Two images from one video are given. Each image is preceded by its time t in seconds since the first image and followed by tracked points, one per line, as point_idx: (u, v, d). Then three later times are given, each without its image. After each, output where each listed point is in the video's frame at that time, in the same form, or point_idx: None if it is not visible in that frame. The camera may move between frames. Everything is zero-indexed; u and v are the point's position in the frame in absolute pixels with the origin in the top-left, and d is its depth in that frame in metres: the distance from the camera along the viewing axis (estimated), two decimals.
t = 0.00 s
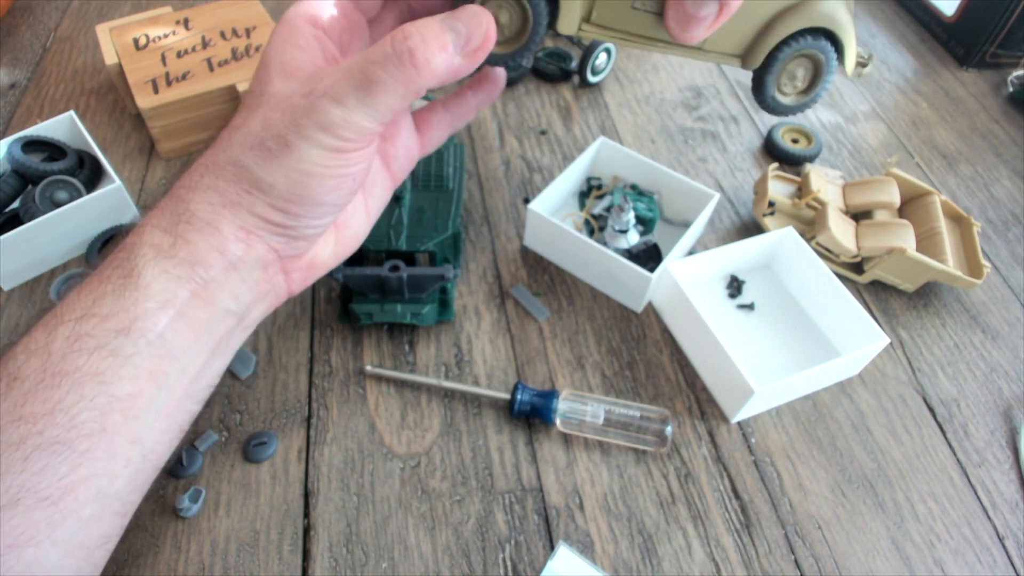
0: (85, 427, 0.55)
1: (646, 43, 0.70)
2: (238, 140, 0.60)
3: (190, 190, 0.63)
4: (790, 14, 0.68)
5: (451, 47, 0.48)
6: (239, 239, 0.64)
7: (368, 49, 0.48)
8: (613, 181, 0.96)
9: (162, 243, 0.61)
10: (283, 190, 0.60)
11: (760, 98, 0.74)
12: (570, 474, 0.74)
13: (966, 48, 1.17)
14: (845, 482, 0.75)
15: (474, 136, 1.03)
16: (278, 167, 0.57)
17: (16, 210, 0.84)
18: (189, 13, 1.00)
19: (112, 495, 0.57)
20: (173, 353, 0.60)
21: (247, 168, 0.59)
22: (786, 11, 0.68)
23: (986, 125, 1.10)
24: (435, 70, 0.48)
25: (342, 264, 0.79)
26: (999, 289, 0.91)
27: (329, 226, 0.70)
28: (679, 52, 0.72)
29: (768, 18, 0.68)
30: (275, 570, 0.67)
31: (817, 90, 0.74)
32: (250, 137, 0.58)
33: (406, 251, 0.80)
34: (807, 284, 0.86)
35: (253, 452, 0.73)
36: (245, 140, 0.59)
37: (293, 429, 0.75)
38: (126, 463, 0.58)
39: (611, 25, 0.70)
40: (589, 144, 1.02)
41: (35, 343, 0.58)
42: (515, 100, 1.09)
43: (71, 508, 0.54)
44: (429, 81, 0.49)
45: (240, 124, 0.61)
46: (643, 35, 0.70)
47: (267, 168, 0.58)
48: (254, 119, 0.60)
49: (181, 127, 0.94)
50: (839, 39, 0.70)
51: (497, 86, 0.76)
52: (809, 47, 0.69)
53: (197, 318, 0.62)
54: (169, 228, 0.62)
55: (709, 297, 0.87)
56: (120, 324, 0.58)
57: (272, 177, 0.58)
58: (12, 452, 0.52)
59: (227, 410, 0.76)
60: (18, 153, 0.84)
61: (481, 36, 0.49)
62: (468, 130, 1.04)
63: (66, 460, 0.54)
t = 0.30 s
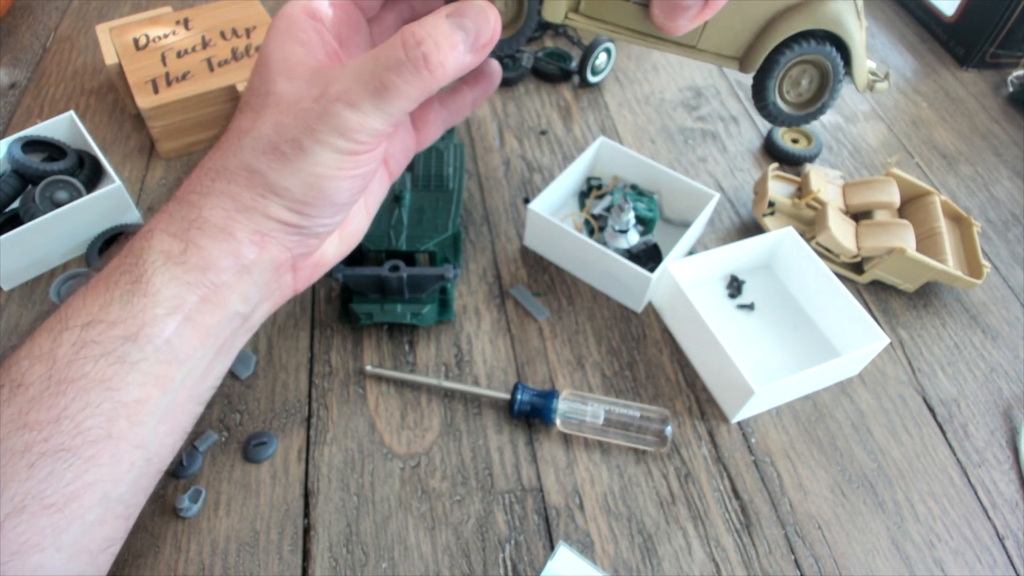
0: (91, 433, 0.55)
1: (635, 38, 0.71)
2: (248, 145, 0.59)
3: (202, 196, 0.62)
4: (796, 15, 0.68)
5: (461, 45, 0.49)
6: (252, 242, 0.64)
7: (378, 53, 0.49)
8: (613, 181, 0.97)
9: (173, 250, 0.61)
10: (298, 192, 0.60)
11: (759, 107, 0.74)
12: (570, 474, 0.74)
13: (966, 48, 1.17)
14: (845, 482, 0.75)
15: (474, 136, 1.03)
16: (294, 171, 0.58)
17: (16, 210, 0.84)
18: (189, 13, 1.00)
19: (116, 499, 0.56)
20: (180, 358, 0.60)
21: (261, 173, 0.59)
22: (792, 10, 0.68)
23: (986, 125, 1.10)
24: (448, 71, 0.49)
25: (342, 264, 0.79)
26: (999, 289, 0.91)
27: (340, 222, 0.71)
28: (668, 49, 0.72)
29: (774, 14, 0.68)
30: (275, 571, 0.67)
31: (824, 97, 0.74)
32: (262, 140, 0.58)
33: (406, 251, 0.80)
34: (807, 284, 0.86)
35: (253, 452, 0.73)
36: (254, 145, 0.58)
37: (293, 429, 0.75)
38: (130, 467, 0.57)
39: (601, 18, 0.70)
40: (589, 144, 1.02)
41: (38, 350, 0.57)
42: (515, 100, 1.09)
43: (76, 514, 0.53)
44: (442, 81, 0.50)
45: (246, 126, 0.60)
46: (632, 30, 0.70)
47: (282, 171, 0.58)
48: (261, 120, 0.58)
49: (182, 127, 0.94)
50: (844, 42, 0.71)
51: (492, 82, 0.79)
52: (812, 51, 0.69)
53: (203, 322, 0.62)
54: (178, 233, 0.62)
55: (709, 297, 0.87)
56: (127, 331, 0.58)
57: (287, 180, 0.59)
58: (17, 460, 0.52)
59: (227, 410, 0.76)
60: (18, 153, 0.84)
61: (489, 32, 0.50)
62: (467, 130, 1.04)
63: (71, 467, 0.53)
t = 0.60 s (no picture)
0: (110, 454, 0.54)
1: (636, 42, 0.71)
2: (291, 165, 0.58)
3: (240, 216, 0.61)
4: (799, 16, 0.68)
5: (507, 73, 0.54)
6: (292, 262, 0.64)
7: (431, 80, 0.52)
8: (613, 181, 0.97)
9: (208, 270, 0.60)
10: (342, 211, 0.62)
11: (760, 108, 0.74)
12: (570, 474, 0.74)
13: (966, 48, 1.17)
14: (845, 482, 0.75)
15: (474, 136, 1.04)
16: (340, 191, 0.60)
17: (16, 210, 0.84)
18: (189, 13, 1.00)
19: (131, 516, 0.54)
20: (204, 376, 0.59)
21: (306, 194, 0.60)
22: (792, 13, 0.68)
23: (986, 125, 1.10)
24: (497, 96, 0.54)
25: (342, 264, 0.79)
26: (999, 289, 0.91)
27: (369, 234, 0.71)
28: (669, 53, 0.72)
29: (777, 17, 0.68)
30: (275, 570, 0.67)
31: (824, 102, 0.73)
32: (309, 161, 0.58)
33: (406, 251, 0.80)
34: (808, 285, 0.86)
35: (253, 452, 0.73)
36: (299, 166, 0.58)
37: (293, 429, 0.76)
38: (146, 484, 0.55)
39: (602, 22, 0.70)
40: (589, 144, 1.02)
41: (56, 368, 0.56)
42: (515, 100, 1.09)
43: (91, 533, 0.52)
44: (490, 105, 0.55)
45: (282, 142, 0.59)
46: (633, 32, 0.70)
47: (329, 193, 0.59)
48: (303, 138, 0.57)
49: (182, 127, 0.94)
50: (849, 50, 0.70)
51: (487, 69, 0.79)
52: (813, 55, 0.69)
53: (227, 340, 0.61)
54: (215, 255, 0.61)
55: (709, 297, 0.87)
56: (152, 352, 0.57)
57: (334, 201, 0.60)
58: (33, 482, 0.51)
59: (227, 411, 0.76)
60: (18, 153, 0.84)
61: (527, 62, 0.56)
62: (467, 130, 1.04)
63: (88, 486, 0.52)
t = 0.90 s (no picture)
0: (111, 453, 0.53)
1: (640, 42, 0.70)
2: (292, 165, 0.58)
3: (242, 216, 0.61)
4: (798, 13, 0.67)
5: (509, 72, 0.54)
6: (294, 261, 0.64)
7: (434, 78, 0.52)
8: (613, 181, 0.97)
9: (210, 269, 0.60)
10: (343, 212, 0.62)
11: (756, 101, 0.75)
12: (570, 474, 0.74)
13: (966, 48, 1.17)
14: (845, 482, 0.75)
15: (474, 136, 1.04)
16: (341, 190, 0.59)
17: (16, 210, 0.84)
18: (189, 13, 1.00)
19: (132, 515, 0.54)
20: (205, 376, 0.59)
21: (309, 195, 0.59)
22: (791, 10, 0.68)
23: (986, 125, 1.10)
24: (499, 95, 0.55)
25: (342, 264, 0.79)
26: (999, 289, 0.91)
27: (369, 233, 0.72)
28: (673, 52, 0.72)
29: (776, 13, 0.68)
30: (275, 570, 0.67)
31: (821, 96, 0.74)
32: (309, 160, 0.58)
33: (406, 251, 0.80)
34: (808, 284, 0.86)
35: (253, 452, 0.73)
36: (300, 166, 0.58)
37: (293, 429, 0.76)
38: (147, 483, 0.55)
39: (605, 21, 0.69)
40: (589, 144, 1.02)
41: (58, 367, 0.56)
42: (515, 100, 1.09)
43: (91, 532, 0.52)
44: (491, 104, 0.55)
45: (284, 142, 0.59)
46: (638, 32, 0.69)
47: (331, 194, 0.59)
48: (305, 138, 0.57)
49: (182, 127, 0.94)
50: (844, 45, 0.71)
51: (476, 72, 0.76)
52: (811, 51, 0.70)
53: (228, 339, 0.60)
54: (217, 254, 0.61)
55: (709, 297, 0.87)
56: (154, 352, 0.57)
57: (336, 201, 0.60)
58: (35, 481, 0.51)
59: (227, 411, 0.76)
60: (18, 153, 0.84)
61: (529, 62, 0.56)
62: (467, 130, 1.04)
63: (90, 486, 0.52)
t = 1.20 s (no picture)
0: (95, 440, 0.53)
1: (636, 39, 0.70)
2: (249, 150, 0.59)
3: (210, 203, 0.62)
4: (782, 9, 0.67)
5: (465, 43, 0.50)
6: (261, 249, 0.64)
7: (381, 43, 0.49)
8: (613, 181, 0.97)
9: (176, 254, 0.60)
10: (300, 197, 0.60)
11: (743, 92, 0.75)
12: (570, 474, 0.74)
13: (966, 48, 1.17)
14: (845, 482, 0.75)
15: (474, 136, 1.04)
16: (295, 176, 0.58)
17: (16, 210, 0.84)
18: (189, 13, 1.00)
19: (120, 505, 0.54)
20: (187, 364, 0.59)
21: (263, 179, 0.59)
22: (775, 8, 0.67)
23: (985, 125, 1.10)
24: (452, 66, 0.50)
25: (343, 264, 0.79)
26: (999, 289, 0.91)
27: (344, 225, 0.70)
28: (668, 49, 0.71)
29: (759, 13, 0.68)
30: (275, 571, 0.67)
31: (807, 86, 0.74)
32: (262, 145, 0.58)
33: (406, 251, 0.80)
34: (808, 285, 0.86)
35: (253, 452, 0.73)
36: (255, 150, 0.59)
37: (293, 429, 0.75)
38: (134, 473, 0.55)
39: (597, 20, 0.69)
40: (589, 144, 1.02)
41: (42, 356, 0.56)
42: (515, 100, 1.09)
43: (79, 520, 0.52)
44: (445, 76, 0.50)
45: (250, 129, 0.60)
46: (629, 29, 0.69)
47: (284, 177, 0.58)
48: (261, 124, 0.59)
49: (182, 127, 0.94)
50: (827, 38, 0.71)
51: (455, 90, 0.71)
52: (797, 45, 0.70)
53: (207, 328, 0.60)
54: (187, 241, 0.61)
55: (709, 297, 0.87)
56: (133, 339, 0.57)
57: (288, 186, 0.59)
58: (20, 467, 0.50)
59: (227, 411, 0.76)
60: (18, 153, 0.84)
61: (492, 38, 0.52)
62: (468, 130, 1.04)
63: (76, 473, 0.52)
